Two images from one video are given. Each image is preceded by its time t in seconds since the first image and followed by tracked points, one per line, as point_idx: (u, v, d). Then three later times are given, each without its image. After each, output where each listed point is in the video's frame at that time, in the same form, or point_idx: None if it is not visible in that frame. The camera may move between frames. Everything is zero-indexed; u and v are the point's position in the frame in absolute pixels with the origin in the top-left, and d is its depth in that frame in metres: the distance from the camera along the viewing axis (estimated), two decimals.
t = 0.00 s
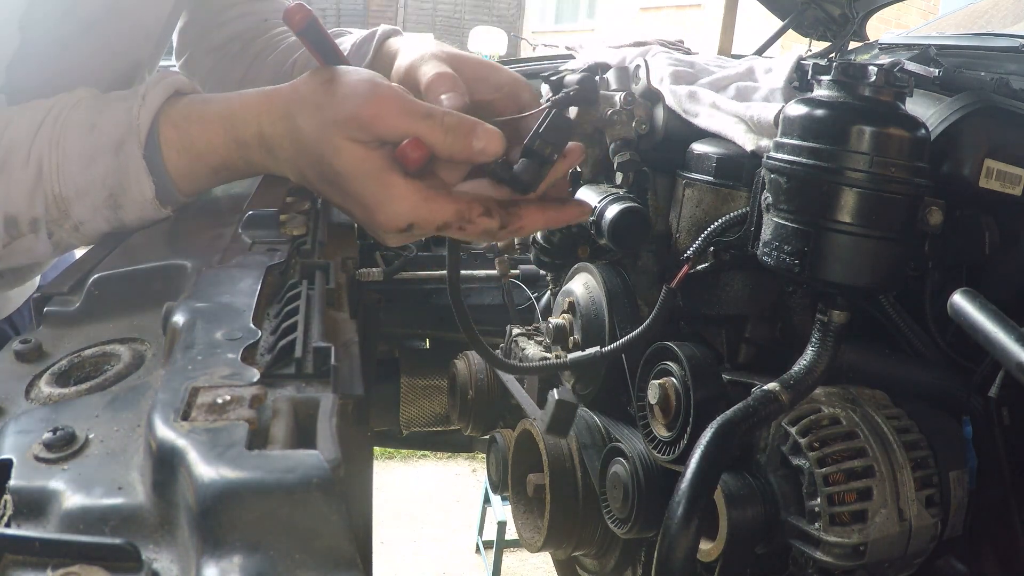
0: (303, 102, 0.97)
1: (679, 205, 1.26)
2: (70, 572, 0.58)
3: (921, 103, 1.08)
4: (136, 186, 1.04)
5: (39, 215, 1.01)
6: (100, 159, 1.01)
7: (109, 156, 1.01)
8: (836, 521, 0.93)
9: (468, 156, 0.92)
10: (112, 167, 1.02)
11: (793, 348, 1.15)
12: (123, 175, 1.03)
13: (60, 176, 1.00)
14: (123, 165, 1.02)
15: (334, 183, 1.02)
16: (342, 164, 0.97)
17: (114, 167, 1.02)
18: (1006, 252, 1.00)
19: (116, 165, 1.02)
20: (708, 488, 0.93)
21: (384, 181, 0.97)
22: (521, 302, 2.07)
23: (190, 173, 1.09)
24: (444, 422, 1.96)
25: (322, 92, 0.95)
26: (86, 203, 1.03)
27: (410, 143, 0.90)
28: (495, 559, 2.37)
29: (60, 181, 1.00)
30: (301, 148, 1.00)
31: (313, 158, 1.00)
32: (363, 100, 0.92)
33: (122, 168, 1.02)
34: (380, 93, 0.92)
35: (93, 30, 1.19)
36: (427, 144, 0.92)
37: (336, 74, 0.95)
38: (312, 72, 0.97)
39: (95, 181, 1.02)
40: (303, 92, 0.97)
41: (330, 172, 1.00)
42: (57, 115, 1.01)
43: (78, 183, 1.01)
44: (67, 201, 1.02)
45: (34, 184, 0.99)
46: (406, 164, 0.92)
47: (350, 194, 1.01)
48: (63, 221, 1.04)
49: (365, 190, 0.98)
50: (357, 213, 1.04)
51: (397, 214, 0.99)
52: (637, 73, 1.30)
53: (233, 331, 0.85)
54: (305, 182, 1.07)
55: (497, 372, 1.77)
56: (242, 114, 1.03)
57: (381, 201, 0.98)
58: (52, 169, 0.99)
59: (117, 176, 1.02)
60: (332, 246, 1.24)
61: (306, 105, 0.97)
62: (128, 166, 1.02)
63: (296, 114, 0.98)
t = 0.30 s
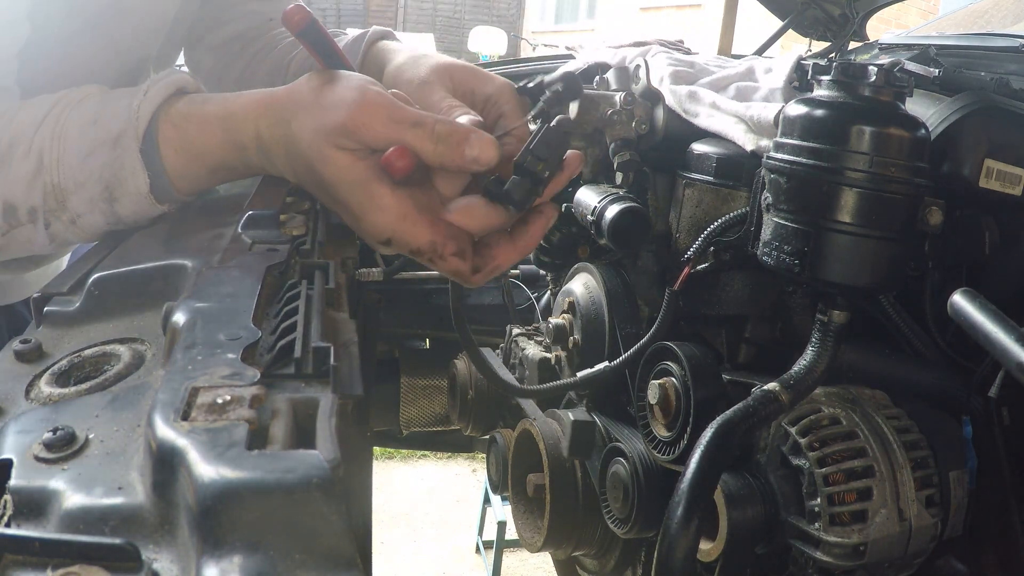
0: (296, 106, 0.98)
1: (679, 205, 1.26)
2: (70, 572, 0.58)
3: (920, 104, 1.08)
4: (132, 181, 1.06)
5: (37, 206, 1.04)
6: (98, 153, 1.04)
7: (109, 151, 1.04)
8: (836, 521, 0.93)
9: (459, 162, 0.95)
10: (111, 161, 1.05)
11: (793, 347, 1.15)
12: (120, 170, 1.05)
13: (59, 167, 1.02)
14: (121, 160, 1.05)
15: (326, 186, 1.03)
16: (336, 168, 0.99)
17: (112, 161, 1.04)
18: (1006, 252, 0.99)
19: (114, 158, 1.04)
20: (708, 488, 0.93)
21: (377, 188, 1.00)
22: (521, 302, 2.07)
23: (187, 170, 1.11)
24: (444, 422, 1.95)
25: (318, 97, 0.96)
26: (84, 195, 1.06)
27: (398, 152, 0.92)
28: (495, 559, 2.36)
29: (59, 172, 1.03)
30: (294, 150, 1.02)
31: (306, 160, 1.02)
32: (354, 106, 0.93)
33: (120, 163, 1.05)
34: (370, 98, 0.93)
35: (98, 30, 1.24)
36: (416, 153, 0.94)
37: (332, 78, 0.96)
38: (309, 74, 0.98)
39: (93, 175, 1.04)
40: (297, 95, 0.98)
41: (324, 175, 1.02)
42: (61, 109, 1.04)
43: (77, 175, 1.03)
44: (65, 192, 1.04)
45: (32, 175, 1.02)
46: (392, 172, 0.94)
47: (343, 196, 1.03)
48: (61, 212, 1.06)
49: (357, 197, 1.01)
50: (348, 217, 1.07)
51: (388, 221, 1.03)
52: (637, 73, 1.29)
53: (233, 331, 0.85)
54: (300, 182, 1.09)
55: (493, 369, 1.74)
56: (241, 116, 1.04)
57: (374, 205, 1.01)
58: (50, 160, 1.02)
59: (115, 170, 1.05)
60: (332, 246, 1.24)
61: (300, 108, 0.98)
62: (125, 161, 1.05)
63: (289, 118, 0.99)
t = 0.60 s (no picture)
0: (289, 101, 0.97)
1: (679, 205, 1.26)
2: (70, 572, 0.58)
3: (920, 104, 1.08)
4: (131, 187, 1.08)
5: (36, 213, 1.06)
6: (96, 158, 1.06)
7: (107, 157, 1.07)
8: (836, 521, 0.93)
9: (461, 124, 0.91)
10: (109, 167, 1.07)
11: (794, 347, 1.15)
12: (118, 174, 1.07)
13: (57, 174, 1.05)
14: (116, 164, 1.07)
15: (337, 179, 1.02)
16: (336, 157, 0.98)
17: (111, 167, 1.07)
18: (1006, 252, 0.99)
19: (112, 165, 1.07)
20: (708, 488, 0.93)
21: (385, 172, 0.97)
22: (521, 302, 2.07)
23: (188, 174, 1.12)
24: (444, 422, 1.97)
25: (303, 89, 0.95)
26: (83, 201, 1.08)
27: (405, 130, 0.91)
28: (495, 559, 2.36)
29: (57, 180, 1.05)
30: (291, 144, 1.01)
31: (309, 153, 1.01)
32: (338, 93, 0.91)
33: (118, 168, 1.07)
34: (352, 77, 0.90)
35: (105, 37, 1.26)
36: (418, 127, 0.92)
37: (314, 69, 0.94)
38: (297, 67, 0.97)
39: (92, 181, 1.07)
40: (284, 90, 0.98)
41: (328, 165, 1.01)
42: (58, 115, 1.06)
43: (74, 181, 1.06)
44: (65, 199, 1.06)
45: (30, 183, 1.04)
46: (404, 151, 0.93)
47: (352, 189, 1.02)
48: (61, 220, 1.08)
49: (366, 187, 1.00)
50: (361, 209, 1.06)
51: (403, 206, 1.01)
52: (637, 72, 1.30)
53: (233, 331, 0.85)
54: (303, 176, 1.08)
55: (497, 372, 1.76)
56: (236, 113, 1.04)
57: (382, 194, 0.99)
58: (49, 167, 1.04)
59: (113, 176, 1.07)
60: (332, 246, 1.24)
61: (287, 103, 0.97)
62: (124, 166, 1.07)
63: (286, 113, 0.98)
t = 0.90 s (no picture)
0: (287, 67, 0.89)
1: (679, 205, 1.26)
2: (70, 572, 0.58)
3: (921, 104, 1.08)
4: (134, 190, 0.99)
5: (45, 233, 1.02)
6: (96, 168, 0.97)
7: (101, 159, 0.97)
8: (836, 521, 0.93)
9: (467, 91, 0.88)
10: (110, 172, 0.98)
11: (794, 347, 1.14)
12: (124, 184, 0.98)
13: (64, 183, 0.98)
14: (121, 173, 0.97)
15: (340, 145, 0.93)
16: (339, 116, 0.89)
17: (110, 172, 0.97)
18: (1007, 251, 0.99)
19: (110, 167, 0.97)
20: (709, 488, 0.93)
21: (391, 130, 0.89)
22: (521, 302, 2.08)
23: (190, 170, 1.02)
24: (444, 422, 1.94)
25: (302, 56, 0.87)
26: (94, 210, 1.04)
27: (404, 83, 0.85)
28: (495, 559, 2.36)
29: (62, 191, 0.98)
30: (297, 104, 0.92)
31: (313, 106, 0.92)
32: (343, 58, 0.85)
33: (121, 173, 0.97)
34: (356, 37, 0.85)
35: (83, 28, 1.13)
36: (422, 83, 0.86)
37: (314, 38, 0.87)
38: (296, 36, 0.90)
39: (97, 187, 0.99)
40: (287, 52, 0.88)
41: (328, 127, 0.92)
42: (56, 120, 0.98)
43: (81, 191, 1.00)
44: (70, 215, 1.00)
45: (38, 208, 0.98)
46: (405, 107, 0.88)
47: (357, 155, 0.94)
48: (68, 234, 1.03)
49: (372, 151, 0.91)
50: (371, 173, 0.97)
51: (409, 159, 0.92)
52: (636, 72, 1.33)
53: (233, 331, 0.85)
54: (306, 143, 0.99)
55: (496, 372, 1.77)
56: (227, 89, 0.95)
57: (387, 157, 0.92)
58: (48, 186, 0.97)
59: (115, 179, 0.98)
60: (332, 247, 1.24)
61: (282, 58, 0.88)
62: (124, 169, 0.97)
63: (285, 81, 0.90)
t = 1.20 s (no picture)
0: None
1: (680, 205, 1.26)
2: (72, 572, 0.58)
3: (921, 103, 1.08)
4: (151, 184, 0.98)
5: None
6: (51, 112, 0.67)
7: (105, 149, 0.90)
8: (836, 521, 0.93)
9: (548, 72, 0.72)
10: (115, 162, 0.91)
11: (794, 347, 1.13)
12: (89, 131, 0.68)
13: None
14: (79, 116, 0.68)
15: (364, 111, 0.68)
16: (401, 62, 0.65)
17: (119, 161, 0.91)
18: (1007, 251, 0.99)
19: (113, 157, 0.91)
20: (709, 489, 0.93)
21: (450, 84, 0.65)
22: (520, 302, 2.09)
23: (171, 134, 0.77)
24: (443, 422, 1.95)
25: None
26: None
27: (515, 41, 0.65)
28: (495, 559, 2.36)
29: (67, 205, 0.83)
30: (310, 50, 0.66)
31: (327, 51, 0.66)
32: None
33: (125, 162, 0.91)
34: None
35: None
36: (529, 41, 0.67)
37: None
38: None
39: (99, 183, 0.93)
40: None
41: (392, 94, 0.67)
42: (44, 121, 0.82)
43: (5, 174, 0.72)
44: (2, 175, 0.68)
45: None
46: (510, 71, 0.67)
47: (387, 122, 0.69)
48: None
49: (434, 122, 0.67)
50: (410, 136, 0.69)
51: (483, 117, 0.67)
52: (637, 73, 1.33)
53: (233, 330, 0.84)
54: (292, 95, 0.71)
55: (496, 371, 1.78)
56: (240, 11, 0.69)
57: (462, 127, 0.67)
58: None
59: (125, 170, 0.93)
60: (332, 246, 1.24)
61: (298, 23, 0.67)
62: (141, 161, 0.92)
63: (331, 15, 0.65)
